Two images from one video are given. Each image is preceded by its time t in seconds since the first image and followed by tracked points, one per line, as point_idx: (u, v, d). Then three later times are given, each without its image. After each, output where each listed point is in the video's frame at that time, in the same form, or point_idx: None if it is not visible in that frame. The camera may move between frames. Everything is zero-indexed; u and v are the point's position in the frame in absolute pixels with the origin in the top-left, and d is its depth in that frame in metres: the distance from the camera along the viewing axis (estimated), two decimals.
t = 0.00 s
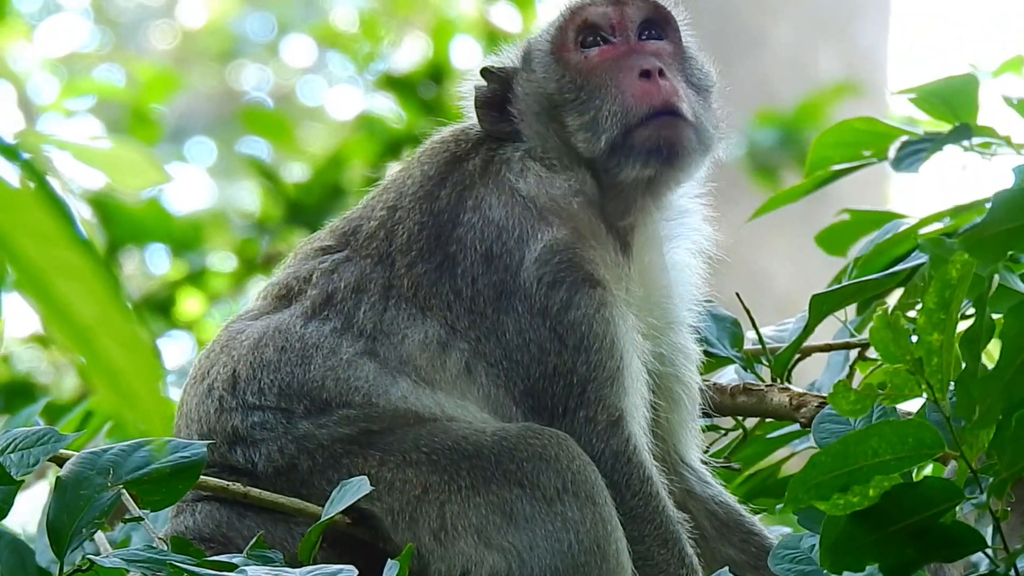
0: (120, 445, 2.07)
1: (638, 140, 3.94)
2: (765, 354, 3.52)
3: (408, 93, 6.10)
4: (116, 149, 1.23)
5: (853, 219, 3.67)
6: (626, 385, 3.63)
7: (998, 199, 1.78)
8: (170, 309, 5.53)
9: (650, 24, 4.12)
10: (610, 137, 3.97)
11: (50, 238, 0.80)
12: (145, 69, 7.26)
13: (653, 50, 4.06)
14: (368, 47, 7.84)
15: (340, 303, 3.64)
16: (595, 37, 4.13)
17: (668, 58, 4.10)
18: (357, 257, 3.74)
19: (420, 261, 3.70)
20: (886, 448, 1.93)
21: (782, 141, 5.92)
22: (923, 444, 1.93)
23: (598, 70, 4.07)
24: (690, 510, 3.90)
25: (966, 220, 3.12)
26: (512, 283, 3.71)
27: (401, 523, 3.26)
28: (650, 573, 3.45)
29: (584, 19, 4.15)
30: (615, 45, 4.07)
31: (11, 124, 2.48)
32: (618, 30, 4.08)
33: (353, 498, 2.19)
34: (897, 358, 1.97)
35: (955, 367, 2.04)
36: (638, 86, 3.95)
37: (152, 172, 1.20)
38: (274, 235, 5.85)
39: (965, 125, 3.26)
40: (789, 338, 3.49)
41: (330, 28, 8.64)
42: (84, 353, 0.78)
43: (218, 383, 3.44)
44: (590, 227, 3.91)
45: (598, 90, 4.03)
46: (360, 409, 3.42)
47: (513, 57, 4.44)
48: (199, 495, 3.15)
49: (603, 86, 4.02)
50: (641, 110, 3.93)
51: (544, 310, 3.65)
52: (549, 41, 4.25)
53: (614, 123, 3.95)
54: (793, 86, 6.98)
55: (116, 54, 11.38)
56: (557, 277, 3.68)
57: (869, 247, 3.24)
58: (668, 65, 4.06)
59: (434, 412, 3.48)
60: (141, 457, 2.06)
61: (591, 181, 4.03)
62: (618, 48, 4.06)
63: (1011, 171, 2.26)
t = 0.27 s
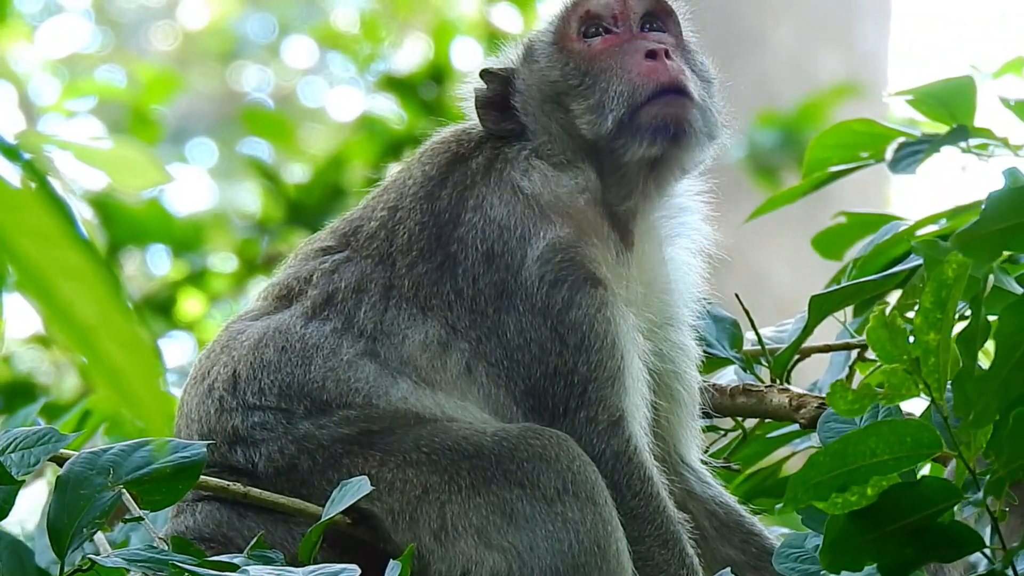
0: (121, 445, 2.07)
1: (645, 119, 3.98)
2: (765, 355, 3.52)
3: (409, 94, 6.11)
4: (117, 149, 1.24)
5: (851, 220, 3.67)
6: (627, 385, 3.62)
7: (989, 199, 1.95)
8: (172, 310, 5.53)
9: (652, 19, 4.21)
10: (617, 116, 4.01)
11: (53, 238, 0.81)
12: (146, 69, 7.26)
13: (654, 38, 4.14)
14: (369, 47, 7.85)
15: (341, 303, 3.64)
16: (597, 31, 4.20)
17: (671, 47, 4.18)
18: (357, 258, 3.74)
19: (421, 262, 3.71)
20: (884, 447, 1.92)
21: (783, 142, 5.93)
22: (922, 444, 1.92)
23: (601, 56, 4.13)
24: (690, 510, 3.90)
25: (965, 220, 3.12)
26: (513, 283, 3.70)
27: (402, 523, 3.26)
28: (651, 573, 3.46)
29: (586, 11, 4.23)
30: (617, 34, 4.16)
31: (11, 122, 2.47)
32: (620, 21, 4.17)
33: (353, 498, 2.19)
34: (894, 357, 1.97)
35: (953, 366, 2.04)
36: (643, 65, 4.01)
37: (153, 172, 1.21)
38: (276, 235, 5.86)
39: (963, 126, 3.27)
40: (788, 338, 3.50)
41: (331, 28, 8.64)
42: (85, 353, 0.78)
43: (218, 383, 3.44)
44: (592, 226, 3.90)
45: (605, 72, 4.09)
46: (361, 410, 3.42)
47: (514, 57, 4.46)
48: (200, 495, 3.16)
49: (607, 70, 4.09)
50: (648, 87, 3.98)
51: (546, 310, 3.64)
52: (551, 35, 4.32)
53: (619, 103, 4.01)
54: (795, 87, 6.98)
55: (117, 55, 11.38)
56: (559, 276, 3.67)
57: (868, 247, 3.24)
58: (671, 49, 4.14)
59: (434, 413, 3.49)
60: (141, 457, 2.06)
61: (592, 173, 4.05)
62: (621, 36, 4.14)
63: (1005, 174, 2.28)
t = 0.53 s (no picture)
0: (122, 445, 2.07)
1: (659, 145, 3.97)
2: (765, 354, 3.52)
3: (410, 92, 6.09)
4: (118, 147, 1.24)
5: (851, 218, 3.67)
6: (628, 384, 3.62)
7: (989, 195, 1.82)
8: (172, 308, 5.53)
9: (675, 32, 4.19)
10: (631, 138, 4.00)
11: (53, 237, 0.81)
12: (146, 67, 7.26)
13: (675, 57, 4.13)
14: (370, 45, 7.83)
15: (342, 300, 3.64)
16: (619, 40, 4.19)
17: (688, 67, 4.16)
18: (358, 257, 3.74)
19: (422, 260, 3.71)
20: (883, 448, 1.93)
21: (784, 140, 5.92)
22: (921, 444, 1.93)
23: (618, 72, 4.13)
24: (691, 509, 3.90)
25: (964, 218, 3.13)
26: (516, 281, 3.70)
27: (403, 522, 3.26)
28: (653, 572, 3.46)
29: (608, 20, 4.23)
30: (639, 47, 4.15)
31: (12, 121, 2.46)
32: (642, 34, 4.17)
33: (355, 499, 2.19)
34: (893, 357, 1.98)
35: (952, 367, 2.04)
36: (663, 90, 4.01)
37: (154, 170, 1.20)
38: (276, 233, 5.86)
39: (963, 124, 3.27)
40: (788, 337, 3.50)
41: (331, 27, 8.65)
42: (87, 352, 0.78)
43: (219, 383, 3.44)
44: (595, 226, 3.90)
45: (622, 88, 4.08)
46: (363, 410, 3.42)
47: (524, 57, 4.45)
48: (201, 494, 3.16)
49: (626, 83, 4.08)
50: (666, 115, 3.98)
51: (548, 309, 3.64)
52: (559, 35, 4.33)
53: (636, 125, 3.99)
54: (797, 85, 6.97)
55: (117, 53, 11.37)
56: (561, 275, 3.67)
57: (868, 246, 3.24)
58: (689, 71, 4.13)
59: (436, 413, 3.49)
60: (142, 456, 2.06)
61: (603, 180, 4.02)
62: (643, 51, 4.13)
63: (1001, 174, 2.30)
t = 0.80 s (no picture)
0: (124, 444, 2.07)
1: (664, 174, 3.93)
2: (766, 351, 3.52)
3: (408, 90, 6.08)
4: (116, 145, 1.23)
5: (851, 216, 3.67)
6: (630, 381, 3.63)
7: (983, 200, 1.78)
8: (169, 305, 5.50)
9: (693, 48, 4.21)
10: (638, 163, 3.96)
11: (49, 233, 0.81)
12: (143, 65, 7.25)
13: (690, 80, 4.11)
14: (368, 42, 7.81)
15: (343, 297, 3.63)
16: (638, 54, 4.17)
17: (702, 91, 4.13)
18: (360, 254, 3.74)
19: (425, 257, 3.71)
20: (885, 444, 1.94)
21: (783, 137, 5.90)
22: (923, 441, 1.93)
23: (635, 88, 4.09)
24: (692, 508, 3.90)
25: (965, 216, 3.13)
26: (518, 279, 3.70)
27: (404, 520, 3.26)
28: (654, 569, 3.47)
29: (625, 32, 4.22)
30: (656, 67, 4.12)
31: (10, 118, 2.45)
32: (660, 52, 4.16)
33: (357, 497, 2.19)
34: (896, 354, 1.99)
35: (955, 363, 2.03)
36: (676, 120, 3.96)
37: (154, 169, 1.20)
38: (275, 232, 5.87)
39: (962, 121, 3.29)
40: (789, 335, 3.50)
41: (328, 26, 8.65)
42: (85, 350, 0.78)
43: (221, 381, 3.44)
44: (598, 226, 3.88)
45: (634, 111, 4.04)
46: (364, 408, 3.42)
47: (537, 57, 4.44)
48: (202, 492, 3.15)
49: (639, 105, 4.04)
50: (675, 145, 3.93)
51: (551, 307, 3.64)
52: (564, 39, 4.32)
53: (644, 151, 3.95)
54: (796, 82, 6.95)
55: (115, 51, 11.35)
56: (564, 273, 3.66)
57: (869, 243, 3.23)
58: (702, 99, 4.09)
59: (438, 411, 3.49)
60: (144, 455, 2.06)
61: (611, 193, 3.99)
62: (661, 70, 4.11)
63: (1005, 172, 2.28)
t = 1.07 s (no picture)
0: (126, 437, 2.06)
1: (665, 187, 3.90)
2: (769, 348, 3.52)
3: (407, 87, 6.08)
4: (112, 142, 1.23)
5: (853, 211, 3.67)
6: (633, 377, 3.63)
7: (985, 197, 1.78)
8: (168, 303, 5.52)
9: (704, 55, 4.15)
10: (640, 174, 3.94)
11: (48, 231, 0.80)
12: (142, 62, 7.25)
13: (697, 89, 4.06)
14: (366, 39, 7.78)
15: (346, 292, 3.62)
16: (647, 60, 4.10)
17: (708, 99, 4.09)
18: (363, 248, 3.74)
19: (429, 251, 3.71)
20: (889, 447, 1.93)
21: (781, 134, 5.89)
22: (927, 443, 1.93)
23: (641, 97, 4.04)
24: (695, 503, 3.90)
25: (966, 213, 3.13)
26: (523, 275, 3.70)
27: (406, 516, 3.26)
28: (656, 565, 3.47)
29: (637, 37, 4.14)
30: (664, 74, 4.07)
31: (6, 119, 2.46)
32: (669, 59, 4.09)
33: (359, 493, 2.19)
34: (901, 358, 1.98)
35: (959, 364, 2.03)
36: (680, 134, 3.92)
37: (150, 164, 1.20)
38: (274, 229, 5.86)
39: (965, 117, 3.27)
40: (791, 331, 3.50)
41: (327, 21, 8.65)
42: (83, 348, 0.78)
43: (224, 375, 3.44)
44: (602, 222, 3.87)
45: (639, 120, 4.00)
46: (367, 404, 3.42)
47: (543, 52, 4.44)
48: (204, 487, 3.15)
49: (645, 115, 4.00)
50: (678, 160, 3.89)
51: (554, 302, 3.65)
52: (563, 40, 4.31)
53: (646, 163, 3.93)
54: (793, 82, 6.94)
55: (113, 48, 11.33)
56: (568, 268, 3.67)
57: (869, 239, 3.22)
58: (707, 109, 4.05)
59: (440, 407, 3.49)
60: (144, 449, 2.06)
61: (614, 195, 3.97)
62: (669, 78, 4.05)
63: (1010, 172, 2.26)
